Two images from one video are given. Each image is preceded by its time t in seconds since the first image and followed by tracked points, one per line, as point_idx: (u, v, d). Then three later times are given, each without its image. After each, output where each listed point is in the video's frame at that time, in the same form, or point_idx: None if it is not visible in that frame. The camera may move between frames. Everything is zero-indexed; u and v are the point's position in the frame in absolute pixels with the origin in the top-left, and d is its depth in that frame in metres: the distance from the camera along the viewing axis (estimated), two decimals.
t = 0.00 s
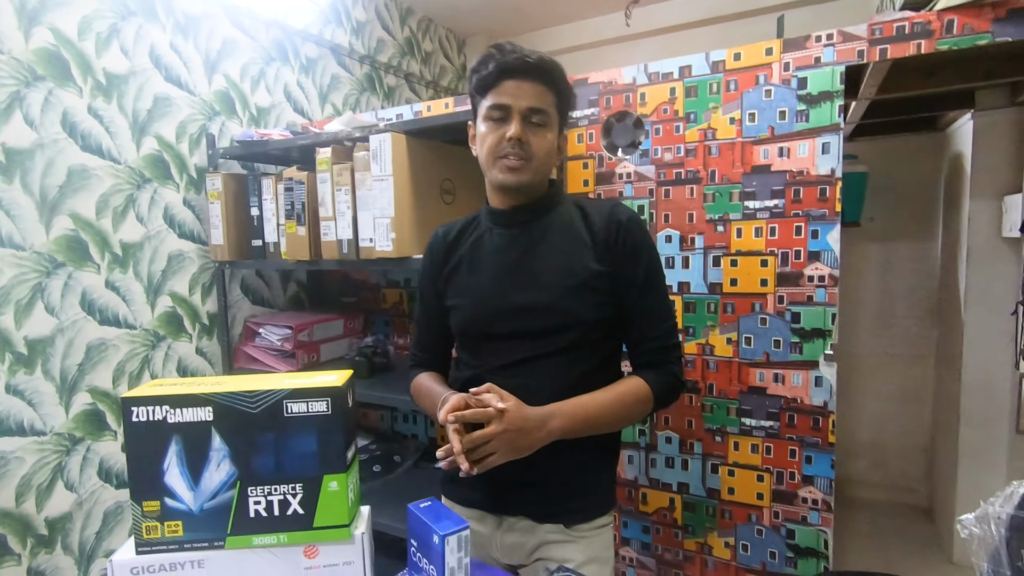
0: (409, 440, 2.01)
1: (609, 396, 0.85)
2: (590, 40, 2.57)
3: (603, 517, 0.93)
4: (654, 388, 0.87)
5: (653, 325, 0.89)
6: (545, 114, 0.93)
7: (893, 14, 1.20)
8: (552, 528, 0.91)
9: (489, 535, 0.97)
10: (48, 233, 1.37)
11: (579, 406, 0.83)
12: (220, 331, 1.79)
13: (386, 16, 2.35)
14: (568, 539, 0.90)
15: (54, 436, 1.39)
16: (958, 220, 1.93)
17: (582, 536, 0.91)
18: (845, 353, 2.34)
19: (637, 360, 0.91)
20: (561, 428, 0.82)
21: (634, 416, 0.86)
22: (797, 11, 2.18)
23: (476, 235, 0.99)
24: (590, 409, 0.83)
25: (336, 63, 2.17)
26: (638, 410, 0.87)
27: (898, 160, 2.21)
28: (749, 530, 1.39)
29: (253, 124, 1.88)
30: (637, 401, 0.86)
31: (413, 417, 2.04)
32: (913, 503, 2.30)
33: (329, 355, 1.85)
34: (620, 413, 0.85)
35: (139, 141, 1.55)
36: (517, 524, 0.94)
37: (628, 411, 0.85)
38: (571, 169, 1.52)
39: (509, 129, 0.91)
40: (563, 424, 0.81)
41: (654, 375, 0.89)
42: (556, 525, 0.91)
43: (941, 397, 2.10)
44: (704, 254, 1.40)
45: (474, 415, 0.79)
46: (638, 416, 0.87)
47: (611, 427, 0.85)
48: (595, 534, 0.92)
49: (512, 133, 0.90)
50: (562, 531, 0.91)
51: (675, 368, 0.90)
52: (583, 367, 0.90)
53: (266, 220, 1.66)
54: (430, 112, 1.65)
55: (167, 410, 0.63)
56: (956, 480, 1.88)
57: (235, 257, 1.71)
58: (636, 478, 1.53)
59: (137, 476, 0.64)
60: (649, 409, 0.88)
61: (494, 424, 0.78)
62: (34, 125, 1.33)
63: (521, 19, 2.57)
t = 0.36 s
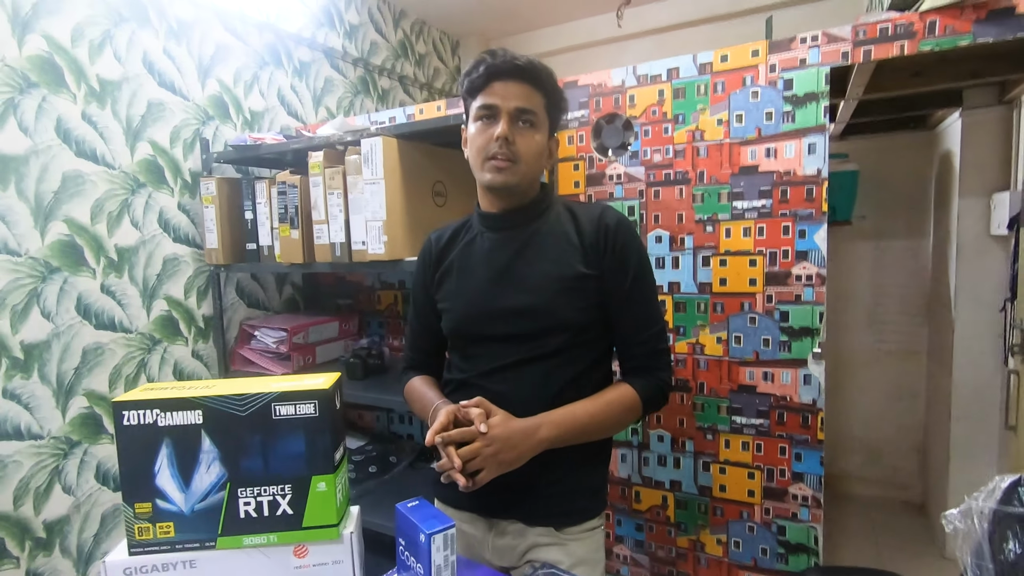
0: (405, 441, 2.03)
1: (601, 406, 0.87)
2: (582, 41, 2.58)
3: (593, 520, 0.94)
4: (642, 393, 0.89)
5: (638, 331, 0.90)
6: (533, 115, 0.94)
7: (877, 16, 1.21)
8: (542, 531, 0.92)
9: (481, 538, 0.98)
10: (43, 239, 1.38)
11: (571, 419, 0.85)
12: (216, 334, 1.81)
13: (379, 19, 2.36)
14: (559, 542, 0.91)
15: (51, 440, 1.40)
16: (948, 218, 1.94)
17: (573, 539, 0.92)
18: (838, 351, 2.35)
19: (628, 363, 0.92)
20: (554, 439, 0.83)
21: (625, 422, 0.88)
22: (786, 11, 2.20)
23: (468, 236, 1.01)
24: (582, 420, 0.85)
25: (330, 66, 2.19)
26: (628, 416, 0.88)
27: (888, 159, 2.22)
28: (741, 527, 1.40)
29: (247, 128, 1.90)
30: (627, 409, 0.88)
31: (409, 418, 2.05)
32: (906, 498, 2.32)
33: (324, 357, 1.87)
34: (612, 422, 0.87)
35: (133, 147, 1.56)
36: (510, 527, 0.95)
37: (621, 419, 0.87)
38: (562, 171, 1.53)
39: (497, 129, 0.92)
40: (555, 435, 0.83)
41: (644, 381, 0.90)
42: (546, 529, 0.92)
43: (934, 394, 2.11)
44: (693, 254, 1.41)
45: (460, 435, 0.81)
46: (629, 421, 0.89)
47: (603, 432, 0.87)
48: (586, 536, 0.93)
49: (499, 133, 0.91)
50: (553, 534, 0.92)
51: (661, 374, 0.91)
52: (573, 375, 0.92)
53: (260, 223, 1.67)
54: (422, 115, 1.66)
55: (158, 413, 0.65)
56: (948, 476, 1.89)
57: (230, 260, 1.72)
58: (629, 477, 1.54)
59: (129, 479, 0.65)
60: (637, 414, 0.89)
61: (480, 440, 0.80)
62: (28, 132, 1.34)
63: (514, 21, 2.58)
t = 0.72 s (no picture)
0: (410, 443, 2.04)
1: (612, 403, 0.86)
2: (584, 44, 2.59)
3: (610, 519, 0.94)
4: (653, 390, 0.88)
5: (646, 333, 0.90)
6: (537, 119, 0.95)
7: (878, 16, 1.21)
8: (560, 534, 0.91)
9: (497, 540, 0.97)
10: (53, 244, 1.40)
11: (581, 416, 0.84)
12: (223, 338, 1.82)
13: (382, 24, 2.38)
14: (578, 545, 0.91)
15: (60, 443, 1.42)
16: (953, 217, 1.93)
17: (592, 540, 0.92)
18: (843, 351, 2.35)
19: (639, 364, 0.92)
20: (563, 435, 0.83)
21: (634, 420, 0.87)
22: (788, 12, 2.20)
23: (477, 241, 1.01)
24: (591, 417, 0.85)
25: (334, 70, 2.21)
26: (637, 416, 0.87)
27: (893, 158, 2.21)
28: (746, 528, 1.40)
29: (252, 134, 1.91)
30: (636, 406, 0.87)
31: (414, 420, 2.06)
32: (914, 499, 2.30)
33: (330, 360, 1.88)
34: (621, 420, 0.86)
35: (140, 153, 1.58)
36: (524, 530, 0.94)
37: (630, 417, 0.86)
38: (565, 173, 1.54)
39: (503, 136, 0.93)
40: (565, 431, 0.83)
41: (656, 380, 0.89)
42: (564, 532, 0.91)
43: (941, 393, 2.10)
44: (696, 255, 1.41)
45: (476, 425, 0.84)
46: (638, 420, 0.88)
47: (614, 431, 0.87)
48: (604, 537, 0.93)
49: (506, 140, 0.92)
50: (571, 536, 0.91)
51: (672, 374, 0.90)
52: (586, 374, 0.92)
53: (265, 228, 1.69)
54: (425, 119, 1.68)
55: (165, 416, 0.66)
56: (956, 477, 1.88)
57: (236, 264, 1.74)
58: (634, 478, 1.54)
59: (137, 481, 0.66)
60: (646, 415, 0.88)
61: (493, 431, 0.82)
62: (37, 140, 1.36)
63: (516, 24, 2.59)
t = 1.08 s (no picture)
0: (416, 446, 2.04)
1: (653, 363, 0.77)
2: (588, 45, 2.59)
3: (654, 522, 0.90)
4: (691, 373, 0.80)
5: (673, 320, 0.83)
6: (557, 107, 0.93)
7: (884, 13, 1.20)
8: (605, 542, 0.87)
9: (537, 548, 0.92)
10: (61, 250, 1.41)
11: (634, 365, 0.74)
12: (229, 342, 1.83)
13: (386, 27, 2.39)
14: (625, 553, 0.87)
15: (69, 447, 1.43)
16: (962, 215, 1.91)
17: (638, 547, 0.87)
18: (851, 351, 2.33)
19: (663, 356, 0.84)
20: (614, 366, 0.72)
21: (671, 395, 0.78)
22: (793, 10, 2.19)
23: (502, 238, 0.99)
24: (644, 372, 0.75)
25: (338, 75, 2.21)
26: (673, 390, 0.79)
27: (899, 156, 2.20)
28: (755, 530, 1.39)
29: (258, 138, 1.92)
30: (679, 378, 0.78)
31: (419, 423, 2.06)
32: (925, 500, 2.28)
33: (335, 363, 1.89)
34: (664, 386, 0.77)
35: (147, 158, 1.59)
36: (566, 538, 0.89)
37: (670, 389, 0.78)
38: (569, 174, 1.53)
39: (526, 126, 0.91)
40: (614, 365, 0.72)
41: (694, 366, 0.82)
42: (609, 539, 0.86)
43: (951, 393, 2.08)
44: (702, 256, 1.40)
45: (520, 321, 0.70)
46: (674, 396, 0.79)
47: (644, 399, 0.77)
48: (650, 541, 0.89)
49: (530, 129, 0.90)
50: (616, 544, 0.87)
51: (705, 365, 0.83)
52: (613, 347, 0.85)
53: (270, 232, 1.69)
54: (429, 122, 1.68)
55: (170, 419, 0.66)
56: (967, 477, 1.86)
57: (241, 269, 1.74)
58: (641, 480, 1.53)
59: (143, 485, 0.66)
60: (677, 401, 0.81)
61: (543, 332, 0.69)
62: (45, 146, 1.37)
63: (520, 26, 2.59)
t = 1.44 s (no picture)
0: (422, 451, 2.04)
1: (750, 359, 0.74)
2: (591, 50, 2.59)
3: (682, 536, 0.85)
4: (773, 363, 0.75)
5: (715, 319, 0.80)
6: (580, 112, 0.93)
7: (888, 16, 1.20)
8: (626, 553, 0.85)
9: (558, 551, 0.92)
10: (68, 258, 1.42)
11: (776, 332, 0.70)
12: (235, 349, 1.84)
13: (390, 35, 2.40)
14: (646, 566, 0.84)
15: (76, 454, 1.43)
16: (969, 217, 1.90)
17: (662, 562, 0.83)
18: (859, 354, 2.32)
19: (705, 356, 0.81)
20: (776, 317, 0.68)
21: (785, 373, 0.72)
22: (796, 14, 2.19)
23: (528, 243, 1.00)
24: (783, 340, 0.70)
25: (342, 82, 2.23)
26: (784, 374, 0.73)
27: (905, 158, 2.19)
28: (763, 536, 1.37)
29: (263, 146, 1.94)
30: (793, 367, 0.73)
31: (425, 429, 2.06)
32: (935, 505, 2.26)
33: (340, 369, 1.89)
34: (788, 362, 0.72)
35: (153, 167, 1.60)
36: (585, 545, 0.88)
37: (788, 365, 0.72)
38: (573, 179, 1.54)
39: (545, 134, 0.92)
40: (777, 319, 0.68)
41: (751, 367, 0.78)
42: (630, 550, 0.84)
43: (960, 396, 2.06)
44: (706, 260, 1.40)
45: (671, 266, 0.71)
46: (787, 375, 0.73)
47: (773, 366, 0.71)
48: (677, 557, 0.84)
49: (548, 137, 0.90)
50: (638, 556, 0.84)
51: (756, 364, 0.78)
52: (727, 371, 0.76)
53: (276, 239, 1.70)
54: (433, 128, 1.68)
55: (177, 428, 0.66)
56: (978, 481, 1.84)
57: (247, 275, 1.75)
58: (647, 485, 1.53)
59: (150, 493, 0.66)
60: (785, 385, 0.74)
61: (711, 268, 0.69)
62: (53, 155, 1.39)
63: (523, 31, 2.60)
